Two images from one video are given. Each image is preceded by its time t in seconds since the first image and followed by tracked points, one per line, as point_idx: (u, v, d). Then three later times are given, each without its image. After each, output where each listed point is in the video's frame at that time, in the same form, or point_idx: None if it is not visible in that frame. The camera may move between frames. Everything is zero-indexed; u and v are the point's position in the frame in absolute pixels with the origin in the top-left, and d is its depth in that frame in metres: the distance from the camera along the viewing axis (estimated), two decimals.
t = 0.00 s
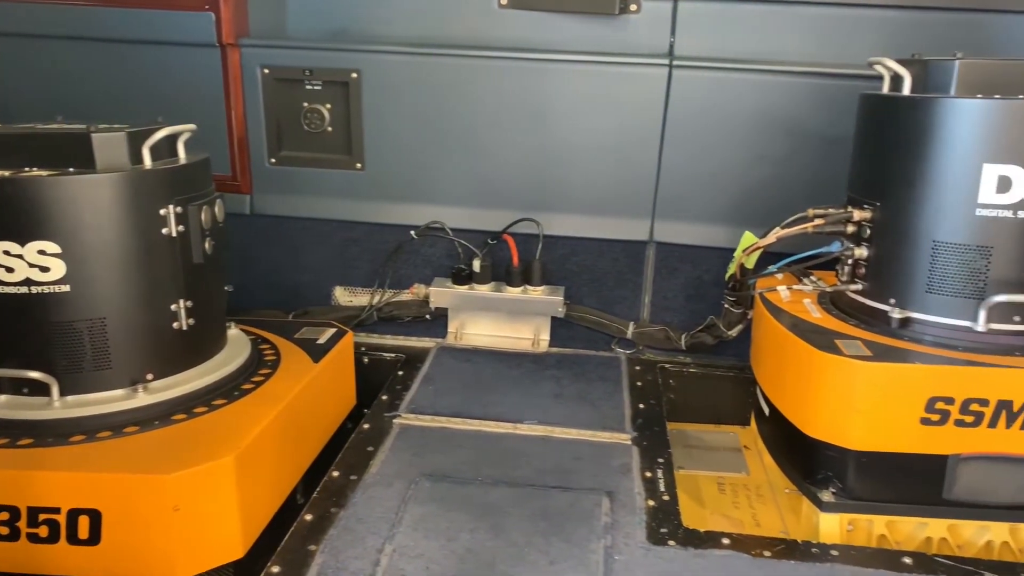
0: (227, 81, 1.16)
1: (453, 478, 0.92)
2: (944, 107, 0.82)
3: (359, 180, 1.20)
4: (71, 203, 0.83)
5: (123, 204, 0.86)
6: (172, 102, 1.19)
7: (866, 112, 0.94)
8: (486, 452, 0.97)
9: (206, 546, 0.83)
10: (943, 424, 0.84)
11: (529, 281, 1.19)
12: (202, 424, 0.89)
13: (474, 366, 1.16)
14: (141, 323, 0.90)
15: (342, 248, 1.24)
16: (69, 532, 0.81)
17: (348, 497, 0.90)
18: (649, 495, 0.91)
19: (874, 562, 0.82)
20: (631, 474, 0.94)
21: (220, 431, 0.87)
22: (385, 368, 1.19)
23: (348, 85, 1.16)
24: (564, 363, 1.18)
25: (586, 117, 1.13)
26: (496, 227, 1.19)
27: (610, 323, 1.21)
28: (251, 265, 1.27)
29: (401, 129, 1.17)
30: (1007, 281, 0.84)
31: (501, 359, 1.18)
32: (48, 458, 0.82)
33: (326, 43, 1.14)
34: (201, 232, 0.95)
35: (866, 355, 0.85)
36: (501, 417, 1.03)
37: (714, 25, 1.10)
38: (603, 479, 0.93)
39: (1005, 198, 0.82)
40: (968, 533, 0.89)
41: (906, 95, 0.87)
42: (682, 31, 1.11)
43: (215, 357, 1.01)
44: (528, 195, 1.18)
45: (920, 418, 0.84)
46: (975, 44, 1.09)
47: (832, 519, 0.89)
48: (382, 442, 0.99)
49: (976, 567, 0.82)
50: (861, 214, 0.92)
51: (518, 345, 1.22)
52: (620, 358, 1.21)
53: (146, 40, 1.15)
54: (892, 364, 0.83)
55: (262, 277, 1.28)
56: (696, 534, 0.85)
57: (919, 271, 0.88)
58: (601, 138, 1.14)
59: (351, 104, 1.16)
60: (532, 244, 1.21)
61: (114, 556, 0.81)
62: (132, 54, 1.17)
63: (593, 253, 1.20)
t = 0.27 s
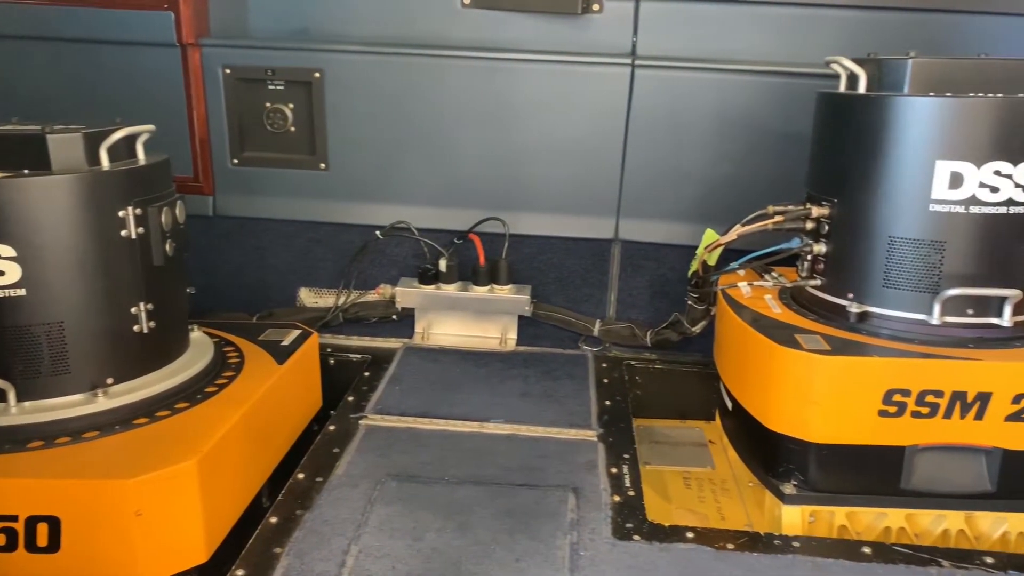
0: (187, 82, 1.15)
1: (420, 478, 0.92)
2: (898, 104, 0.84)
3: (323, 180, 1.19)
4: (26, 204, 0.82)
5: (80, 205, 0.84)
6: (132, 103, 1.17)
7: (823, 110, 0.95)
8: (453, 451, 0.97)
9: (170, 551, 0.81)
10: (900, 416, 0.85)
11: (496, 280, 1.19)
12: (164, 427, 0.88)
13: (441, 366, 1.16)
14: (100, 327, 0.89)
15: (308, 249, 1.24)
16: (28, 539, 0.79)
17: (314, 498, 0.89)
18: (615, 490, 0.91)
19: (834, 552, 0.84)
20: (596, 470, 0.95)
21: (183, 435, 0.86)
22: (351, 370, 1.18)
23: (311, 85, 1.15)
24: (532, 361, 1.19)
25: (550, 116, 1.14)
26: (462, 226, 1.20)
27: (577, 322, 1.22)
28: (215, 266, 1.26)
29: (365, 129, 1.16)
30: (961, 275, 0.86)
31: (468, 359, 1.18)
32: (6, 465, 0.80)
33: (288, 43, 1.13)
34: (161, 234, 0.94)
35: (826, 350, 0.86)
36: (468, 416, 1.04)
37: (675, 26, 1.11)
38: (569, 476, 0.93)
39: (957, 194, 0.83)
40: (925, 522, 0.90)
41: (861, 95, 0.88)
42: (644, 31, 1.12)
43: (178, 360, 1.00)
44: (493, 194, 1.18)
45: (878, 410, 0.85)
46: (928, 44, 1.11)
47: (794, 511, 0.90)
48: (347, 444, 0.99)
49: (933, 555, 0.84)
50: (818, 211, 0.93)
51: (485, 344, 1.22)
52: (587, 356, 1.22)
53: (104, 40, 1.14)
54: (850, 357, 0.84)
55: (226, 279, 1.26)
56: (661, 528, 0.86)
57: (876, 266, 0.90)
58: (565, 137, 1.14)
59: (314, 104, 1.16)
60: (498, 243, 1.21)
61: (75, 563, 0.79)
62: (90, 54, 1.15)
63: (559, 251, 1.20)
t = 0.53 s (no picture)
0: (149, 82, 1.14)
1: (387, 479, 0.92)
2: (856, 103, 0.85)
3: (288, 181, 1.18)
4: None
5: (38, 207, 0.83)
6: (92, 103, 1.15)
7: (783, 109, 0.96)
8: (421, 451, 0.97)
9: (132, 558, 0.80)
10: (861, 410, 0.87)
11: (464, 280, 1.19)
12: (127, 432, 0.87)
13: (409, 367, 1.16)
14: (60, 331, 0.87)
15: (274, 250, 1.23)
16: None
17: (280, 502, 0.89)
18: (582, 488, 0.92)
19: (798, 545, 0.85)
20: (564, 468, 0.95)
21: (146, 439, 0.85)
22: (318, 372, 1.17)
23: (275, 85, 1.15)
24: (500, 361, 1.19)
25: (516, 116, 1.14)
26: (430, 226, 1.20)
27: (546, 321, 1.22)
28: (180, 269, 1.24)
29: (331, 129, 1.16)
30: (918, 270, 0.87)
31: (437, 359, 1.18)
32: None
33: (251, 43, 1.12)
34: (122, 237, 0.92)
35: (787, 345, 0.87)
36: (436, 417, 1.04)
37: (639, 26, 1.12)
38: (537, 474, 0.94)
39: (913, 191, 0.85)
40: (886, 513, 0.91)
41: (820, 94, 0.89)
42: (608, 31, 1.13)
43: (141, 365, 0.98)
44: (460, 194, 1.18)
45: (839, 404, 0.86)
46: (886, 44, 1.13)
47: (758, 504, 0.91)
48: (314, 446, 0.98)
49: (893, 545, 0.85)
50: (780, 209, 0.95)
51: (453, 344, 1.23)
52: (556, 355, 1.23)
53: (63, 40, 1.12)
54: (811, 352, 0.85)
55: (191, 282, 1.25)
56: (628, 524, 0.87)
57: (835, 262, 0.91)
58: (531, 136, 1.15)
59: (278, 104, 1.15)
60: (466, 243, 1.21)
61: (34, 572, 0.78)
62: (48, 54, 1.14)
63: (527, 251, 1.21)
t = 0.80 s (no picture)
0: (110, 84, 1.12)
1: (353, 482, 0.92)
2: (815, 104, 0.86)
3: (254, 183, 1.18)
4: None
5: None
6: (51, 105, 1.14)
7: (744, 110, 0.97)
8: (388, 454, 0.97)
9: (94, 567, 0.78)
10: (822, 406, 0.88)
11: (431, 281, 1.19)
12: (88, 439, 0.85)
13: (377, 369, 1.15)
14: (18, 337, 0.85)
15: (239, 253, 1.22)
16: None
17: (246, 506, 0.87)
18: (549, 487, 0.92)
19: (763, 540, 0.85)
20: (531, 468, 0.95)
21: (108, 446, 0.84)
22: (285, 375, 1.17)
23: (238, 87, 1.14)
24: (469, 362, 1.20)
25: (482, 117, 1.14)
26: (397, 228, 1.19)
27: (515, 321, 1.22)
28: (143, 273, 1.23)
29: (296, 131, 1.15)
30: (877, 268, 0.89)
31: (405, 361, 1.18)
32: None
33: (214, 45, 1.11)
34: (80, 243, 0.90)
35: (749, 342, 0.88)
36: (404, 419, 1.03)
37: (603, 27, 1.13)
38: (505, 474, 0.94)
39: (870, 190, 0.86)
40: (848, 507, 0.92)
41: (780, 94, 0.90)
42: (573, 32, 1.13)
43: (102, 370, 0.97)
44: (427, 195, 1.18)
45: (801, 401, 0.87)
46: (843, 46, 1.15)
47: (723, 501, 0.92)
48: (280, 451, 0.97)
49: (854, 539, 0.86)
50: (741, 208, 0.96)
51: (422, 346, 1.22)
52: (524, 355, 1.23)
53: (20, 41, 1.10)
54: (773, 350, 0.86)
55: (155, 286, 1.24)
56: (594, 523, 0.87)
57: (796, 261, 0.92)
58: (498, 138, 1.15)
59: (241, 106, 1.14)
60: (433, 243, 1.21)
61: None
62: (6, 55, 1.12)
63: (494, 252, 1.21)
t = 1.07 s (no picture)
0: (69, 87, 1.11)
1: (319, 487, 0.90)
2: (775, 106, 0.87)
3: (218, 187, 1.17)
4: None
5: None
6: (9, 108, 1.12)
7: (706, 112, 0.98)
8: (356, 458, 0.96)
9: None
10: (784, 404, 0.88)
11: (399, 283, 1.19)
12: (47, 448, 0.83)
13: (345, 372, 1.15)
14: None
15: (204, 257, 1.21)
16: None
17: (210, 514, 0.86)
18: (517, 489, 0.91)
19: (727, 539, 0.85)
20: (499, 470, 0.94)
21: (68, 454, 0.82)
22: (251, 379, 1.16)
23: (201, 89, 1.13)
24: (438, 364, 1.20)
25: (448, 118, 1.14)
26: (364, 230, 1.19)
27: (484, 323, 1.22)
28: (106, 277, 1.21)
29: (260, 134, 1.15)
30: (836, 267, 0.90)
31: (373, 364, 1.18)
32: None
33: (175, 47, 1.10)
34: (38, 248, 0.87)
35: (712, 342, 0.88)
36: (371, 423, 1.02)
37: (568, 28, 1.14)
38: (473, 477, 0.93)
39: (830, 190, 0.87)
40: (812, 503, 0.93)
41: (741, 97, 0.91)
42: (538, 33, 1.14)
43: (63, 377, 0.95)
44: (394, 197, 1.18)
45: (763, 399, 0.88)
46: (804, 48, 1.17)
47: (689, 499, 0.92)
48: (246, 456, 0.96)
49: (818, 535, 0.86)
50: (704, 209, 0.97)
51: (390, 348, 1.23)
52: (494, 356, 1.24)
53: None
54: (736, 349, 0.86)
55: (117, 291, 1.22)
56: (561, 523, 0.85)
57: (758, 262, 0.93)
58: (463, 139, 1.15)
59: (205, 108, 1.13)
60: (400, 245, 1.20)
61: None
62: None
63: (463, 254, 1.21)
